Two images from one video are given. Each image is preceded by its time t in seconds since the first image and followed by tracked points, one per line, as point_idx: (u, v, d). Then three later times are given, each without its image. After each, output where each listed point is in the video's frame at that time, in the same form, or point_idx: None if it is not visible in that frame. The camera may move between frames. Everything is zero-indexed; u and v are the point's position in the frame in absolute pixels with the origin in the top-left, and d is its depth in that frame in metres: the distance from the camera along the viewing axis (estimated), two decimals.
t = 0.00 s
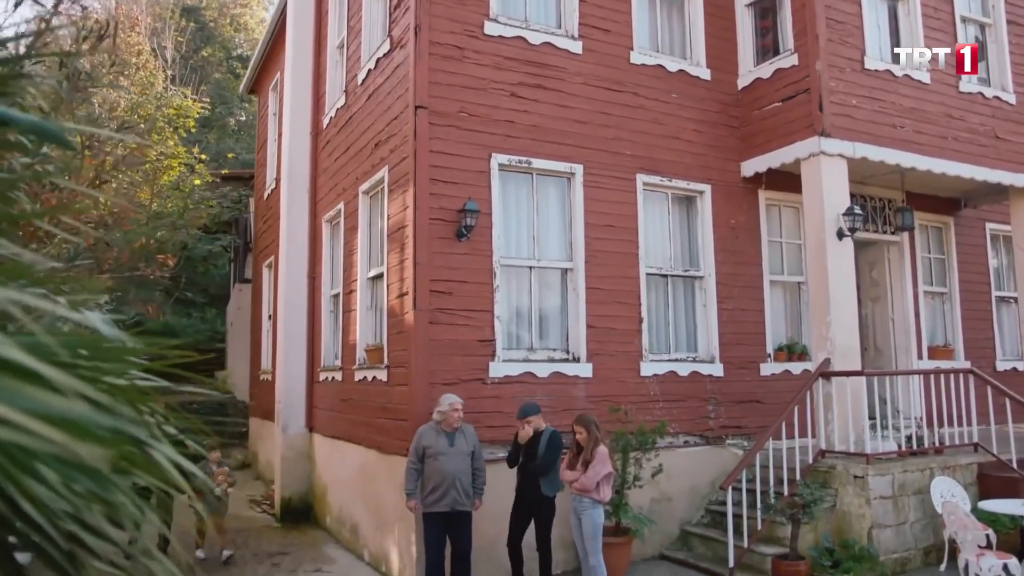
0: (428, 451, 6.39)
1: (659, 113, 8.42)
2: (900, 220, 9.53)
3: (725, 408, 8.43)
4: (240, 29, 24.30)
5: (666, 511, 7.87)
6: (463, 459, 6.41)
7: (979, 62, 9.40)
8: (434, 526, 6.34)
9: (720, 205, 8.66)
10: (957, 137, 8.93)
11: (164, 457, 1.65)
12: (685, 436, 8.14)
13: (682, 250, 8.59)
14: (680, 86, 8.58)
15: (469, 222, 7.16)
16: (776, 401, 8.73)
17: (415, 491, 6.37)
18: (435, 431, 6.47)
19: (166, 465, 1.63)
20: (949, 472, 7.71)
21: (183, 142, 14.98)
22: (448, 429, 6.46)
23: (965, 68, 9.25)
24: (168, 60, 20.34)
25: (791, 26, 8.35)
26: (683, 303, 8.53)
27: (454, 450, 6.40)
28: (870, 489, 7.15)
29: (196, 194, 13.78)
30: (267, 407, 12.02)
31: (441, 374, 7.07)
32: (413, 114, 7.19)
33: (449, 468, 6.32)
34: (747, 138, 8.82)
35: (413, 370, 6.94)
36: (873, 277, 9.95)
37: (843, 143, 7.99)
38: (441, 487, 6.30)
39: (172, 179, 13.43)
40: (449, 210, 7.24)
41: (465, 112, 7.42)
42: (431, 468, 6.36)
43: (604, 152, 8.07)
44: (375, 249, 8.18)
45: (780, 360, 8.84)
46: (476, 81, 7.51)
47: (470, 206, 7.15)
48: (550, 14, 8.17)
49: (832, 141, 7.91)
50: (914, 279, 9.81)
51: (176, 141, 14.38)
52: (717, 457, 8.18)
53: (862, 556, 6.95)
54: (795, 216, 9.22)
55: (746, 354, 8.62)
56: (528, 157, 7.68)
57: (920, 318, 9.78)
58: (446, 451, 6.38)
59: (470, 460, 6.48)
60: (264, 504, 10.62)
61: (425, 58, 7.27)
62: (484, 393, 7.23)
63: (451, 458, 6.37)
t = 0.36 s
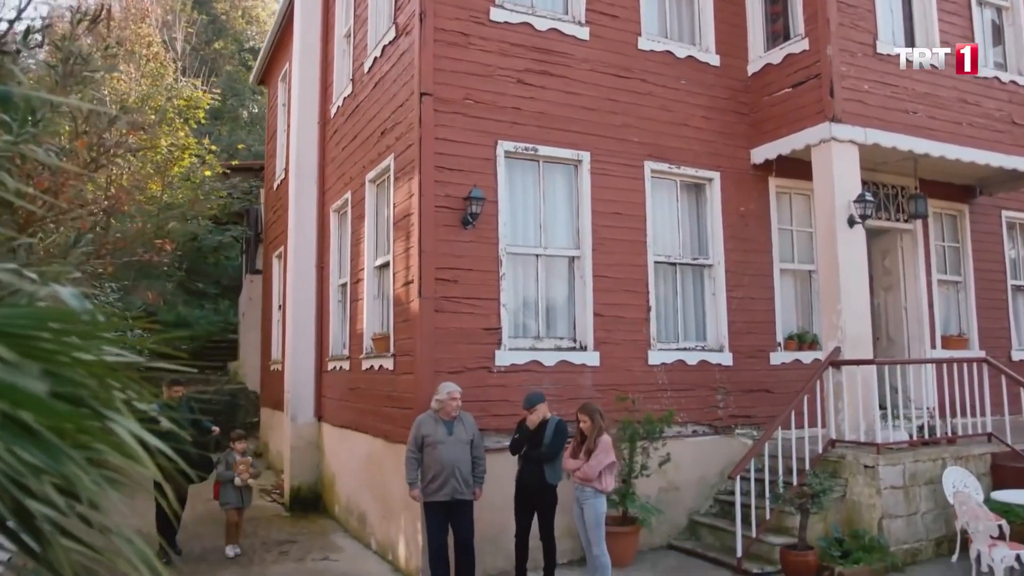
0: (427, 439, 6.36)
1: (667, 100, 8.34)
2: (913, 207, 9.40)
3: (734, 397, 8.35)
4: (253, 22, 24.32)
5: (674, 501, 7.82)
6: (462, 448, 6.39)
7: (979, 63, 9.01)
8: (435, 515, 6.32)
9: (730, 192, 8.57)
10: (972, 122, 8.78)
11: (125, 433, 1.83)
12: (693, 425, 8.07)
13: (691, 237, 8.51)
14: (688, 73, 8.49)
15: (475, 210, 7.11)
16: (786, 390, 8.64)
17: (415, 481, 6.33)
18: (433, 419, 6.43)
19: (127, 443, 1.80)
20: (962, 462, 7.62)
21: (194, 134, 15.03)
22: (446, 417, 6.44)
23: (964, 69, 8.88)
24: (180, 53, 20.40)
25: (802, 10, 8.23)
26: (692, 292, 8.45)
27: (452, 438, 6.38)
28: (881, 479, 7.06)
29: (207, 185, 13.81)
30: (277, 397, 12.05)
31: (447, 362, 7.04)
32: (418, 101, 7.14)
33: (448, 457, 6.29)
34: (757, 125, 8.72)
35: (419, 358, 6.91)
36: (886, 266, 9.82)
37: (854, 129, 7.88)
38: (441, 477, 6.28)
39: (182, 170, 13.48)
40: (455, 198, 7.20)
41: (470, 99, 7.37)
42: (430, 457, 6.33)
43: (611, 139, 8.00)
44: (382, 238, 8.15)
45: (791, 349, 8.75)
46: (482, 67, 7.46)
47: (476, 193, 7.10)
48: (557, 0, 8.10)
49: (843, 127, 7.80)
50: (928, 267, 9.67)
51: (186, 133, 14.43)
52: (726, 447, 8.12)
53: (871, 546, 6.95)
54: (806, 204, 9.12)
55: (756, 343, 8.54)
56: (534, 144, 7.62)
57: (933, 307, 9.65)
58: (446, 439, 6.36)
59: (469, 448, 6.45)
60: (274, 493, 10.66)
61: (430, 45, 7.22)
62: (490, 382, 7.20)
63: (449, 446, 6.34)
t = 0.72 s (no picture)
0: (427, 427, 6.35)
1: (675, 84, 8.24)
2: (926, 193, 9.26)
3: (743, 385, 8.27)
4: (264, 12, 24.28)
5: (682, 489, 7.77)
6: (463, 435, 6.36)
7: (979, 65, 8.71)
8: (436, 502, 6.32)
9: (739, 178, 8.47)
10: (987, 106, 8.62)
11: (88, 404, 1.78)
12: (701, 413, 8.00)
13: (699, 224, 8.43)
14: (697, 57, 8.39)
15: (480, 195, 7.06)
16: (796, 378, 8.55)
17: (416, 469, 6.32)
18: (432, 407, 6.41)
19: (86, 413, 1.71)
20: (974, 450, 7.52)
21: (204, 123, 15.04)
22: (446, 404, 6.41)
23: (964, 69, 8.60)
24: (191, 44, 20.43)
25: None
26: (700, 278, 8.38)
27: (453, 426, 6.36)
28: (891, 467, 6.98)
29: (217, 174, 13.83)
30: (286, 385, 12.08)
31: (452, 349, 7.00)
32: (423, 86, 7.09)
33: (448, 444, 6.28)
34: (766, 110, 8.61)
35: (423, 345, 6.88)
36: (899, 253, 9.69)
37: (865, 113, 7.76)
38: (442, 464, 6.28)
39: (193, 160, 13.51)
40: (460, 183, 7.15)
41: (476, 84, 7.32)
42: (430, 444, 6.32)
43: (618, 124, 7.92)
44: (388, 225, 8.12)
45: (801, 336, 8.65)
46: (487, 52, 7.40)
47: (481, 179, 7.05)
48: None
49: (854, 111, 7.69)
50: (941, 255, 9.54)
51: (196, 123, 14.48)
52: (735, 435, 8.06)
53: (882, 535, 6.90)
54: (817, 189, 9.01)
55: (765, 331, 8.46)
56: (540, 130, 7.55)
57: (947, 295, 9.51)
58: (446, 427, 6.33)
59: (470, 435, 6.43)
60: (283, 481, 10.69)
61: (435, 29, 7.17)
62: (496, 368, 7.16)
63: (450, 434, 6.32)
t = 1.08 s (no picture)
0: (429, 415, 6.35)
1: (683, 69, 8.15)
2: (939, 179, 9.12)
3: (751, 373, 8.19)
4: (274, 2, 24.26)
5: (690, 477, 7.72)
6: (465, 422, 6.32)
7: (990, 52, 8.52)
8: (440, 490, 6.34)
9: (748, 164, 8.38)
10: (1002, 89, 8.47)
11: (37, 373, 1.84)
12: (709, 400, 7.94)
13: (707, 210, 8.35)
14: (705, 41, 8.29)
15: (485, 180, 7.02)
16: (806, 366, 8.47)
17: (420, 456, 6.36)
18: (435, 395, 6.40)
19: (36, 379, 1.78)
20: (986, 439, 7.43)
21: (214, 113, 15.10)
22: (447, 392, 6.38)
23: (964, 69, 8.28)
24: (201, 34, 20.46)
25: None
26: (709, 265, 8.30)
27: (455, 413, 6.32)
28: (901, 455, 6.89)
29: (225, 164, 14.40)
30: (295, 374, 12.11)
31: (457, 336, 6.97)
32: (427, 71, 7.04)
33: (450, 432, 6.26)
34: (776, 95, 8.50)
35: (428, 331, 6.86)
36: (912, 241, 9.56)
37: (877, 97, 7.63)
38: (443, 452, 6.27)
39: (203, 150, 14.00)
40: (464, 169, 7.11)
41: (481, 70, 7.25)
42: (433, 432, 6.33)
43: (625, 109, 7.84)
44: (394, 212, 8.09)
45: (811, 324, 8.56)
46: (493, 37, 7.33)
47: (485, 164, 7.00)
48: None
49: (865, 95, 7.57)
50: (955, 242, 9.40)
51: (206, 112, 14.54)
52: (743, 423, 7.99)
53: (890, 524, 6.82)
54: (829, 175, 8.90)
55: (774, 318, 8.37)
56: (546, 115, 7.49)
57: (960, 282, 9.38)
58: (447, 415, 6.31)
59: (475, 422, 6.38)
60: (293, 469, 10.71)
61: (439, 14, 7.11)
62: (502, 355, 7.12)
63: (451, 422, 6.29)
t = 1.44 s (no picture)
0: (438, 401, 6.38)
1: (690, 53, 8.06)
2: (951, 164, 8.99)
3: (759, 361, 8.12)
4: None
5: (697, 465, 7.67)
6: (472, 409, 6.28)
7: (1005, 35, 8.38)
8: (447, 475, 6.36)
9: (756, 150, 8.28)
10: (1016, 73, 8.33)
11: None
12: (717, 388, 7.87)
13: (715, 197, 8.27)
14: (713, 25, 8.19)
15: (489, 166, 6.96)
16: (815, 353, 8.39)
17: (430, 441, 6.41)
18: (445, 381, 6.40)
19: None
20: (997, 427, 7.34)
21: (222, 102, 15.13)
22: (456, 378, 6.37)
23: (964, 69, 8.02)
24: (211, 24, 20.49)
25: None
26: (716, 252, 8.23)
27: (461, 400, 6.29)
28: (910, 443, 6.81)
29: (235, 153, 14.81)
30: (304, 362, 12.13)
31: (461, 323, 6.94)
32: (430, 57, 6.99)
33: (455, 418, 6.25)
34: (785, 79, 8.39)
35: (431, 318, 6.83)
36: (923, 227, 9.43)
37: (887, 81, 7.52)
38: (449, 438, 6.28)
39: (212, 139, 14.22)
40: (468, 155, 7.06)
41: (485, 55, 7.20)
42: (441, 418, 6.35)
43: (631, 95, 7.77)
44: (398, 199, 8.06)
45: (820, 311, 8.48)
46: (497, 22, 7.28)
47: (489, 150, 6.94)
48: None
49: (875, 78, 7.45)
50: (967, 228, 9.27)
51: (215, 101, 14.58)
52: (751, 411, 7.93)
53: (898, 513, 6.74)
54: (838, 161, 8.79)
55: (782, 306, 8.29)
56: (551, 100, 7.42)
57: (973, 270, 9.26)
58: (453, 401, 6.30)
59: (482, 409, 6.33)
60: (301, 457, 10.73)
61: None
62: (506, 342, 7.09)
63: (457, 408, 6.28)
